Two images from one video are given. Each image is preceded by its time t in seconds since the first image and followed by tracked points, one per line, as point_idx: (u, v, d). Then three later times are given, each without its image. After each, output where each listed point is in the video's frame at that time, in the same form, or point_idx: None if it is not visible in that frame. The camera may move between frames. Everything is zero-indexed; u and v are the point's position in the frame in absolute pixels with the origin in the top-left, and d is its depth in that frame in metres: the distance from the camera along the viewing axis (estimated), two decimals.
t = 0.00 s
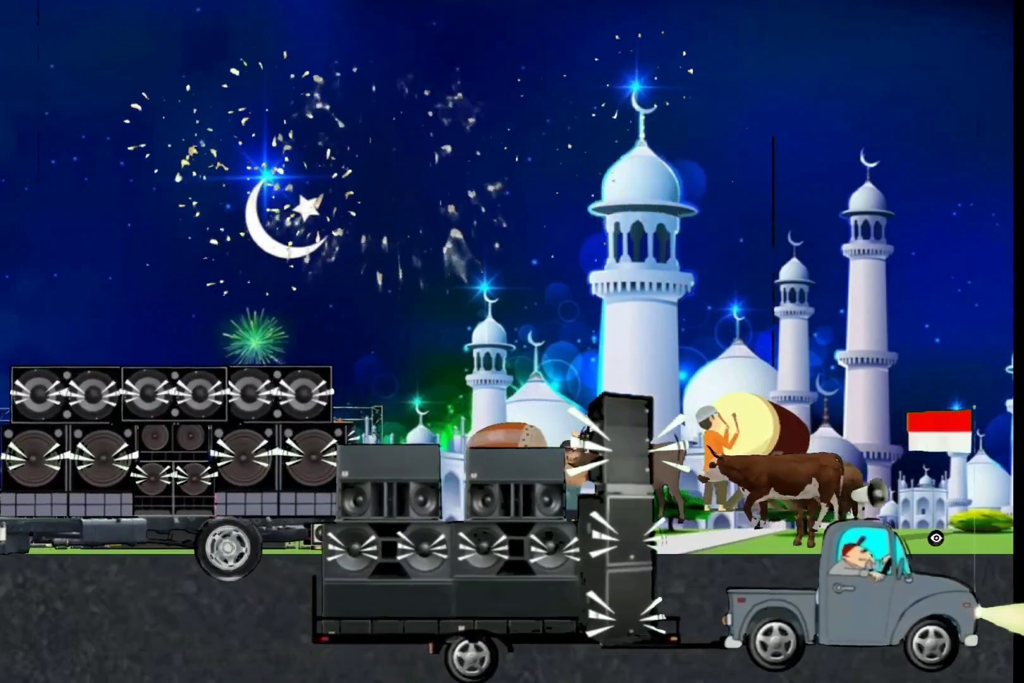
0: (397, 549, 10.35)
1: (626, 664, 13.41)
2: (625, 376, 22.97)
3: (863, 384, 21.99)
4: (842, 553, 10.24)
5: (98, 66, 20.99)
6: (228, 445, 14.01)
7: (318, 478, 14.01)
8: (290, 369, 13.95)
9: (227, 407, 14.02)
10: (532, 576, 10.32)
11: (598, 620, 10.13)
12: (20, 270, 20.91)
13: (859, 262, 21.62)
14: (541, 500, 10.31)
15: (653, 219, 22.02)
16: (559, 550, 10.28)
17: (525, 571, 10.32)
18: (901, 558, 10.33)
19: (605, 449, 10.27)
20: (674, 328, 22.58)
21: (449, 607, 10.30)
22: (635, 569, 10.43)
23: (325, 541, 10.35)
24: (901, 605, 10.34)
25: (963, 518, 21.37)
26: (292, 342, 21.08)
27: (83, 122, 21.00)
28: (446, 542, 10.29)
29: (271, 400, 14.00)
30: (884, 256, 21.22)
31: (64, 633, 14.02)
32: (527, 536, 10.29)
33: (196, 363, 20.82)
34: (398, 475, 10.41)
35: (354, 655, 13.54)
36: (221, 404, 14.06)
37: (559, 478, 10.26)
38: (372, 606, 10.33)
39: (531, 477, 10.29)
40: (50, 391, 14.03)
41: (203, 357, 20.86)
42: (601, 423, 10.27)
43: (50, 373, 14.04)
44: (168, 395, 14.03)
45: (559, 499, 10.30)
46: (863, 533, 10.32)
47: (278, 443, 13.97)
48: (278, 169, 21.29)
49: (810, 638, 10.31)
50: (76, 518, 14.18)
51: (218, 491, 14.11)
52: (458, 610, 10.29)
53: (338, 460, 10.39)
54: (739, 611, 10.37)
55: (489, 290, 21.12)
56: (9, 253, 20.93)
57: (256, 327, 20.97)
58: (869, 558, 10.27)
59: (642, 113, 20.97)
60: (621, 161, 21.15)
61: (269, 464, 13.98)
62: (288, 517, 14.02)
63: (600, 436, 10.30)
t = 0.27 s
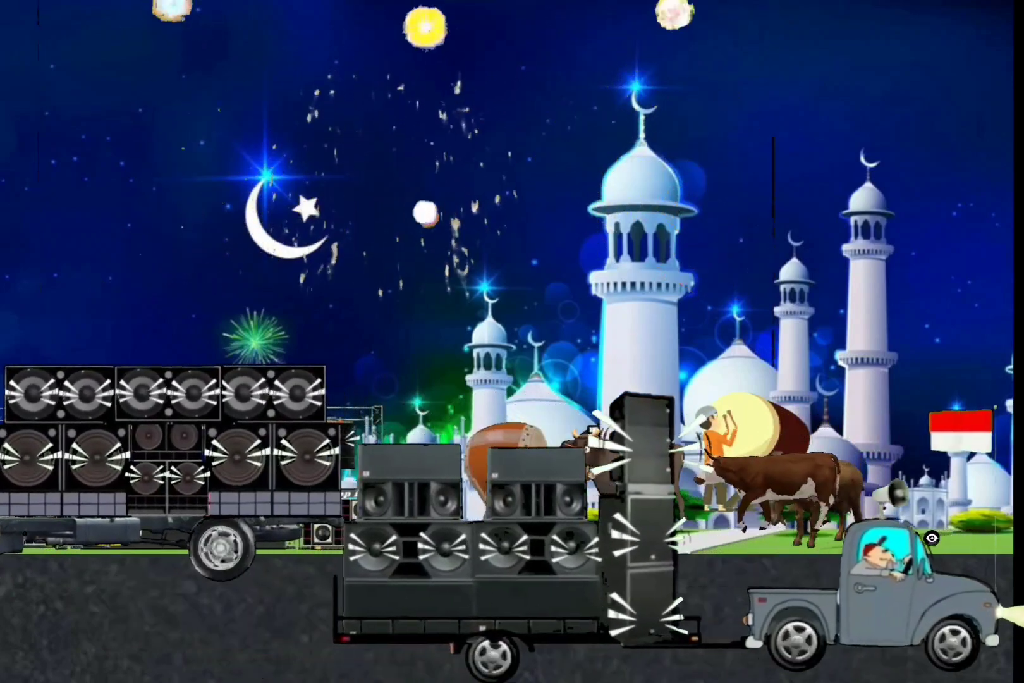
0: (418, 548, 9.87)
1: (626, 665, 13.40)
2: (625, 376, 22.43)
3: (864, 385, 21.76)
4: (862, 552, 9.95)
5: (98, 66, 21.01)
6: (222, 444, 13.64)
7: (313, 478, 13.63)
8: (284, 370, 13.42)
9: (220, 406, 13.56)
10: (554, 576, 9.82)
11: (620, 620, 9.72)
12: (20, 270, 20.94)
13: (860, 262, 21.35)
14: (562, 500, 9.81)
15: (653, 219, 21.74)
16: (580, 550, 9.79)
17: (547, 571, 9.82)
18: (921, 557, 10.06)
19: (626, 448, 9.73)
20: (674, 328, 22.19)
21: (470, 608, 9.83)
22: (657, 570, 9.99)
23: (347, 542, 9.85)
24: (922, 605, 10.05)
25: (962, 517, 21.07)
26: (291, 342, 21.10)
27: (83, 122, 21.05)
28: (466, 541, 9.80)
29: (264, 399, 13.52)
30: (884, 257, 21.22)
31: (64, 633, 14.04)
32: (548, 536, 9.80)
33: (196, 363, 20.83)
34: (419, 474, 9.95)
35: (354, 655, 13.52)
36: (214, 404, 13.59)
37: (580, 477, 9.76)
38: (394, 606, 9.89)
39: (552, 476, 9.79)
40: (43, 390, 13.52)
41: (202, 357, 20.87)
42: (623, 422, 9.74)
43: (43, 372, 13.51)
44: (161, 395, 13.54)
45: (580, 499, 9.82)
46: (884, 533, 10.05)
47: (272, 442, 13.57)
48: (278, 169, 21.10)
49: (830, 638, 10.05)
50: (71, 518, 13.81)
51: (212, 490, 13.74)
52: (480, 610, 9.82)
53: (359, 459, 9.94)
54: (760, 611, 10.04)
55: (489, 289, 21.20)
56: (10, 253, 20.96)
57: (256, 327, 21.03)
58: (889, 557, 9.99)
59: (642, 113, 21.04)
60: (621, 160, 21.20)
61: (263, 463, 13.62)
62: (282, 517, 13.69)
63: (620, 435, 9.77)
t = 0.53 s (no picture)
0: (439, 549, 10.46)
1: (626, 665, 13.43)
2: (625, 377, 22.39)
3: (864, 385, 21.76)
4: (883, 552, 10.52)
5: (98, 66, 21.03)
6: (216, 444, 13.83)
7: (306, 478, 13.91)
8: (277, 369, 13.79)
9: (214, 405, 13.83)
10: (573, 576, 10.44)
11: (639, 620, 10.31)
12: (20, 270, 20.91)
13: (860, 262, 21.38)
14: (583, 501, 10.44)
15: (653, 219, 21.65)
16: (600, 550, 10.40)
17: (567, 571, 10.45)
18: (943, 557, 10.58)
19: (648, 449, 10.23)
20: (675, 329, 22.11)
21: (491, 607, 10.46)
22: (677, 569, 10.43)
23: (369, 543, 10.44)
24: (943, 605, 10.58)
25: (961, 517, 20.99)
26: (291, 342, 21.08)
27: (83, 122, 21.06)
28: (487, 542, 10.43)
29: (258, 399, 13.84)
30: (884, 256, 21.18)
31: (64, 633, 14.02)
32: (569, 535, 10.41)
33: (196, 363, 20.83)
34: (441, 474, 10.49)
35: (354, 654, 13.53)
36: (208, 403, 13.86)
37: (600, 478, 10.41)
38: (416, 605, 10.49)
39: (572, 477, 10.44)
40: (37, 390, 13.76)
41: (203, 357, 20.87)
42: (644, 423, 10.25)
43: (37, 372, 13.74)
44: (156, 395, 13.78)
45: (601, 499, 10.43)
46: (906, 533, 10.54)
47: (265, 442, 13.84)
48: (278, 169, 21.08)
49: (852, 636, 10.66)
50: (64, 517, 13.89)
51: (206, 490, 13.94)
52: (501, 609, 10.46)
53: (381, 460, 10.48)
54: (782, 611, 10.58)
55: (489, 289, 21.21)
56: (9, 253, 20.94)
57: (256, 327, 21.01)
58: (911, 557, 10.52)
59: (642, 113, 21.09)
60: (622, 161, 21.17)
61: (256, 463, 13.86)
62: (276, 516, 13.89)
63: (642, 436, 10.27)
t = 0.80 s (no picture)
0: (461, 548, 10.59)
1: (626, 664, 13.46)
2: (625, 377, 22.46)
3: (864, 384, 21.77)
4: (905, 553, 10.73)
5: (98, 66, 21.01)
6: (209, 444, 14.08)
7: (300, 478, 14.17)
8: (271, 369, 13.96)
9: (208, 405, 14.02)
10: (593, 576, 10.64)
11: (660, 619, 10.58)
12: (20, 270, 20.90)
13: (859, 262, 21.93)
14: (604, 500, 10.60)
15: (653, 219, 21.79)
16: (621, 550, 10.59)
17: (589, 571, 10.64)
18: (963, 558, 10.79)
19: (669, 448, 10.57)
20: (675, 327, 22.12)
21: (513, 606, 10.63)
22: (698, 569, 10.77)
23: (391, 542, 10.60)
24: (963, 605, 10.80)
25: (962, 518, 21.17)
26: (292, 342, 21.10)
27: (83, 122, 21.06)
28: (508, 542, 10.58)
29: (251, 399, 14.00)
30: (884, 256, 21.59)
31: (64, 634, 14.05)
32: (590, 535, 10.59)
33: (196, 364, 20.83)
34: (463, 475, 10.64)
35: (354, 655, 13.53)
36: (202, 403, 14.03)
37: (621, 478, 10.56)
38: (437, 605, 10.64)
39: (593, 478, 10.57)
40: (31, 389, 14.02)
41: (203, 357, 20.89)
42: (664, 423, 10.55)
43: (31, 371, 14.01)
44: (150, 394, 13.93)
45: (622, 499, 10.61)
46: (927, 533, 10.77)
47: (259, 442, 14.09)
48: (278, 169, 20.96)
49: (872, 637, 10.89)
50: (58, 516, 14.24)
51: (199, 489, 14.21)
52: (522, 609, 10.64)
53: (402, 460, 10.63)
54: (803, 611, 10.84)
55: (489, 289, 21.19)
56: (9, 253, 20.93)
57: (256, 327, 21.03)
58: (932, 557, 10.74)
59: (642, 113, 21.02)
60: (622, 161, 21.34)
61: (250, 463, 14.10)
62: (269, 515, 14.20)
63: (664, 437, 10.56)
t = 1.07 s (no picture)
0: (482, 548, 10.46)
1: (626, 664, 13.45)
2: (625, 377, 22.13)
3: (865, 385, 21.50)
4: (927, 551, 10.61)
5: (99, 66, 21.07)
6: (203, 443, 14.34)
7: (293, 477, 14.45)
8: (265, 368, 14.32)
9: (201, 405, 14.31)
10: (615, 576, 10.51)
11: (683, 619, 10.50)
12: (20, 270, 20.90)
13: (860, 262, 21.26)
14: (626, 500, 10.49)
15: (652, 218, 21.54)
16: (644, 549, 10.47)
17: (610, 571, 10.50)
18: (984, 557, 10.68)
19: (690, 448, 10.47)
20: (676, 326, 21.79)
21: (533, 607, 10.49)
22: (721, 569, 10.71)
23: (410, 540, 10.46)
24: (985, 605, 10.69)
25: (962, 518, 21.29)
26: (292, 342, 21.09)
27: (83, 122, 21.08)
28: (530, 542, 10.45)
29: (245, 399, 14.34)
30: (885, 256, 21.10)
31: (64, 633, 14.03)
32: (612, 535, 10.47)
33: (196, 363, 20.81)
34: (482, 473, 10.49)
35: (354, 655, 13.52)
36: (195, 403, 14.32)
37: (643, 478, 10.46)
38: (456, 606, 10.46)
39: (616, 476, 10.48)
40: (24, 389, 14.29)
41: (203, 357, 20.89)
42: (686, 422, 10.43)
43: (24, 371, 14.30)
44: (144, 393, 14.25)
45: (643, 499, 10.50)
46: (948, 532, 10.67)
47: (252, 441, 14.36)
48: (278, 169, 20.99)
49: (893, 637, 10.77)
50: (52, 516, 14.41)
51: (192, 489, 14.41)
52: (543, 610, 10.49)
53: (422, 460, 10.47)
54: (824, 610, 10.70)
55: (489, 289, 21.19)
56: (10, 253, 20.92)
57: (256, 327, 20.97)
58: (953, 556, 10.64)
59: (643, 113, 20.99)
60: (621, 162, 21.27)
61: (243, 462, 14.35)
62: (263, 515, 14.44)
63: (685, 436, 10.46)
